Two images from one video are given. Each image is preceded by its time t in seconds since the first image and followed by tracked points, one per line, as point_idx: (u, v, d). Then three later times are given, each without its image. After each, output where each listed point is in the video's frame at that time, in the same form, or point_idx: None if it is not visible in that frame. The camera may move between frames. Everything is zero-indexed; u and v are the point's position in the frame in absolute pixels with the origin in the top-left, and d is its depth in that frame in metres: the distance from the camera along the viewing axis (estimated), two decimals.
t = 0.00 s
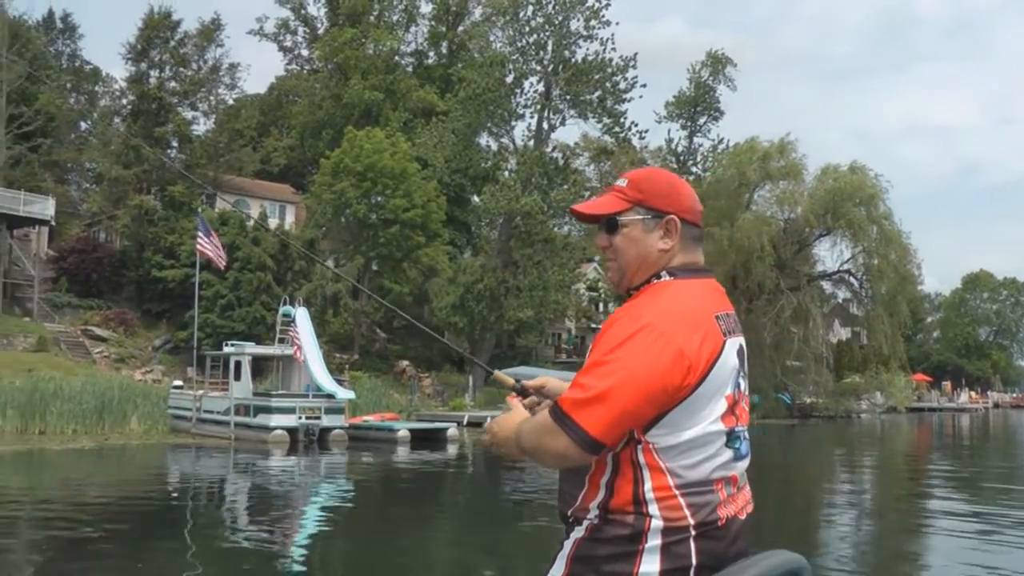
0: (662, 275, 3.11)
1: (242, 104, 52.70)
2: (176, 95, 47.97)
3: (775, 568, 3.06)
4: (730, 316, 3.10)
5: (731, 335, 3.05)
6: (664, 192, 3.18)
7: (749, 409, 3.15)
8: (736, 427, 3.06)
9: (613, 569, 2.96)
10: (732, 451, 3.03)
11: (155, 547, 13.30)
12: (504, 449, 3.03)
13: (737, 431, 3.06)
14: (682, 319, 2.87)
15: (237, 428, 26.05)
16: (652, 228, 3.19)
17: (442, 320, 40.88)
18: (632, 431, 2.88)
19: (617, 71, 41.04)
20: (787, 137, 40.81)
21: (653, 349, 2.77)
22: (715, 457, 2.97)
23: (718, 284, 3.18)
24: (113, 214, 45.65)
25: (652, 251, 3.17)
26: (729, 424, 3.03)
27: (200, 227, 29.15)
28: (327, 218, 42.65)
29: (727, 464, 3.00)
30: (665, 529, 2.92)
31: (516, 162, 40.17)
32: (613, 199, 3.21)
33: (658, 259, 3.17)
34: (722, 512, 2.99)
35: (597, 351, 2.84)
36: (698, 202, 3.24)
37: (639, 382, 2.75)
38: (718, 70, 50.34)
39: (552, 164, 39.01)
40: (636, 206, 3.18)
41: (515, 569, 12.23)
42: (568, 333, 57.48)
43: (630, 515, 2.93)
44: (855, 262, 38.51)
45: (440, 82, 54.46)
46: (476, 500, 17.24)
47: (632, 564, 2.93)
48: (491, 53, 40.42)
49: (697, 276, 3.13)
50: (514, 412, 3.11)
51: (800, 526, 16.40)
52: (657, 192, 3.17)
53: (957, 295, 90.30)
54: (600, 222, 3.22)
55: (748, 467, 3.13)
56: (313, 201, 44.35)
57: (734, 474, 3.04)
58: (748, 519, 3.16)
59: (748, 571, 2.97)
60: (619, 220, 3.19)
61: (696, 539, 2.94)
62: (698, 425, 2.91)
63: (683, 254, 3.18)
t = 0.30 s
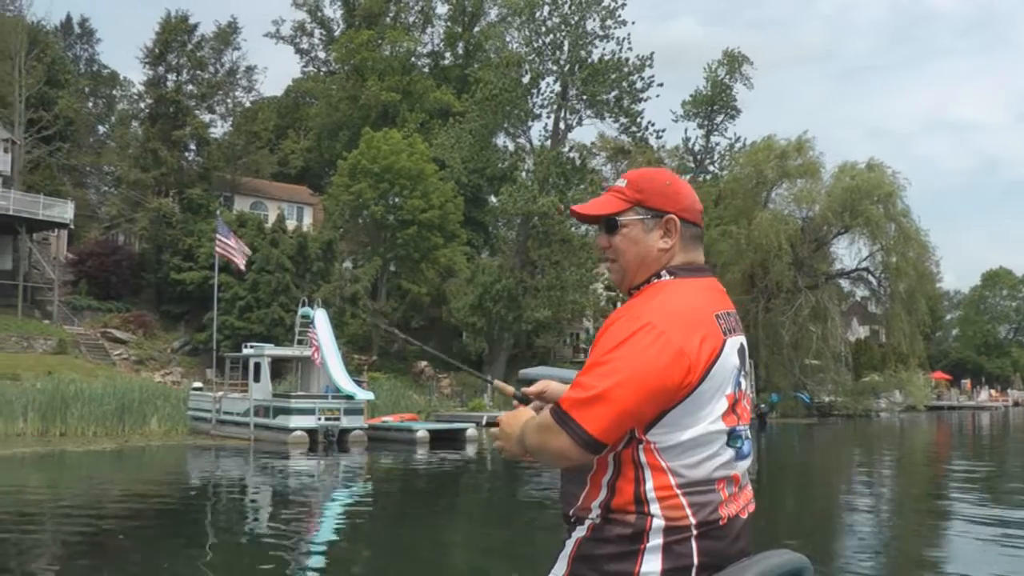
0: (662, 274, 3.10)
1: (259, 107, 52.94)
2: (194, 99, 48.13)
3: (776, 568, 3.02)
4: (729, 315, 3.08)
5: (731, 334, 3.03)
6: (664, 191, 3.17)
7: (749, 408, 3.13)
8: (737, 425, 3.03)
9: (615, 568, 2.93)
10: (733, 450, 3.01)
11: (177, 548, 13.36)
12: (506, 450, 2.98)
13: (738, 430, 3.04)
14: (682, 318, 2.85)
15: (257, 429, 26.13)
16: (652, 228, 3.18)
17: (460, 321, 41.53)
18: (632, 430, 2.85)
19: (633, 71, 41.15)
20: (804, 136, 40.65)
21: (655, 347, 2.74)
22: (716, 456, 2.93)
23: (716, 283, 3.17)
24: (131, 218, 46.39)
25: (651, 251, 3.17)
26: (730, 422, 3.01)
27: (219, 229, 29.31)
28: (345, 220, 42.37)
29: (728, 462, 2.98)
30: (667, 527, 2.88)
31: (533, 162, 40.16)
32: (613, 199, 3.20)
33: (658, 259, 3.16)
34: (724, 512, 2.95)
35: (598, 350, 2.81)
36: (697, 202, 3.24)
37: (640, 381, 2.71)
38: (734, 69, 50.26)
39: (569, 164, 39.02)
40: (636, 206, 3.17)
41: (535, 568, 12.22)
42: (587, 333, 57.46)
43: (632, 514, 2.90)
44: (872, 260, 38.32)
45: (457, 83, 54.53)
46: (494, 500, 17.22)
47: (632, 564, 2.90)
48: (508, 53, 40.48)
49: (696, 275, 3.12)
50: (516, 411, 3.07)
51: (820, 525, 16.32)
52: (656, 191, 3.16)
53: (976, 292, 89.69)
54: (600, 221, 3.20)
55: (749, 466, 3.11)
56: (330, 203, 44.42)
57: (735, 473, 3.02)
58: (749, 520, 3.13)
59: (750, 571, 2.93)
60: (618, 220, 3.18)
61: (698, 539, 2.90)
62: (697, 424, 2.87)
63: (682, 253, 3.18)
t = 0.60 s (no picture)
0: (661, 275, 3.09)
1: (275, 108, 53.19)
2: (210, 101, 48.31)
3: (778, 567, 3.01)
4: (729, 315, 3.07)
5: (731, 334, 3.02)
6: (662, 191, 3.16)
7: (749, 406, 3.12)
8: (737, 425, 3.03)
9: (615, 570, 2.92)
10: (733, 450, 3.00)
11: (195, 548, 13.44)
12: (508, 457, 2.97)
13: (738, 430, 3.03)
14: (683, 319, 2.85)
15: (275, 429, 26.24)
16: (651, 228, 3.17)
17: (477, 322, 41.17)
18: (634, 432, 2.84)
19: (649, 70, 41.17)
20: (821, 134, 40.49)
21: (659, 350, 2.74)
22: (716, 456, 2.93)
23: (715, 283, 3.16)
24: (148, 220, 46.58)
25: (650, 251, 3.15)
26: (730, 423, 3.00)
27: (237, 231, 29.42)
28: (361, 221, 42.53)
29: (728, 463, 2.97)
30: (667, 528, 2.88)
31: (548, 162, 40.15)
32: (610, 200, 3.19)
33: (656, 259, 3.15)
34: (725, 512, 2.95)
35: (602, 354, 2.80)
36: (696, 201, 3.22)
37: (642, 384, 2.70)
38: (750, 67, 50.13)
39: (585, 164, 38.99)
40: (634, 206, 3.15)
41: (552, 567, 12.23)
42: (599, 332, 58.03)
43: (632, 514, 2.90)
44: (889, 258, 38.17)
45: (472, 83, 54.57)
46: (512, 500, 17.22)
47: (633, 564, 2.90)
48: (524, 53, 40.56)
49: (694, 276, 3.12)
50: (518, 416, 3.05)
51: (837, 525, 16.26)
52: (655, 191, 3.14)
53: (995, 290, 89.18)
54: (598, 221, 3.19)
55: (748, 465, 3.10)
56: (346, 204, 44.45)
57: (735, 473, 3.02)
58: (750, 518, 3.12)
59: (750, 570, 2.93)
60: (617, 220, 3.17)
61: (698, 538, 2.90)
62: (700, 424, 2.87)
63: (681, 253, 3.17)
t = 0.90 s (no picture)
0: (661, 277, 3.09)
1: (292, 109, 53.39)
2: (227, 103, 48.48)
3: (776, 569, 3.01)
4: (729, 317, 3.06)
5: (731, 335, 3.02)
6: (661, 192, 3.14)
7: (750, 408, 3.11)
8: (739, 428, 3.02)
9: (616, 572, 2.91)
10: (733, 452, 2.99)
11: (213, 546, 13.51)
12: (509, 462, 2.96)
13: (739, 432, 3.02)
14: (684, 320, 2.84)
15: (292, 429, 26.32)
16: (651, 229, 3.16)
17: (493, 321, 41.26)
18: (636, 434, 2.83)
19: (665, 71, 41.19)
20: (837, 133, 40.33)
21: (661, 354, 2.74)
22: (716, 459, 2.92)
23: (715, 284, 3.15)
24: (165, 221, 46.79)
25: (649, 253, 3.14)
26: (731, 426, 2.99)
27: (254, 231, 29.55)
28: (377, 222, 42.61)
29: (730, 465, 2.97)
30: (669, 530, 2.88)
31: (564, 162, 40.12)
32: (609, 201, 3.17)
33: (657, 261, 3.14)
34: (725, 514, 2.96)
35: (602, 357, 2.79)
36: (696, 201, 3.21)
37: (645, 389, 2.71)
38: (766, 67, 50.03)
39: (601, 164, 38.95)
40: (634, 207, 3.14)
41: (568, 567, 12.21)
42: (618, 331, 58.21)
43: (634, 517, 2.89)
44: (906, 258, 38.00)
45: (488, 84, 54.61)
46: (528, 500, 17.20)
47: (634, 566, 2.89)
48: (539, 54, 40.65)
49: (695, 277, 3.11)
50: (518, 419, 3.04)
51: (855, 525, 16.22)
52: (654, 192, 3.13)
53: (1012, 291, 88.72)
54: (598, 222, 3.17)
55: (749, 466, 3.09)
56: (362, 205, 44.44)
57: (735, 475, 3.01)
58: (751, 520, 3.12)
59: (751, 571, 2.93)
60: (616, 221, 3.15)
61: (699, 541, 2.90)
62: (702, 427, 2.86)
63: (680, 255, 3.16)
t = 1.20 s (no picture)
0: (660, 277, 3.10)
1: (309, 109, 53.50)
2: (244, 103, 48.63)
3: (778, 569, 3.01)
4: (729, 318, 3.07)
5: (730, 336, 3.02)
6: (661, 191, 3.15)
7: (749, 409, 3.12)
8: (737, 429, 3.03)
9: (615, 571, 2.93)
10: (732, 452, 3.00)
11: (230, 545, 13.54)
12: (509, 461, 2.97)
13: (738, 432, 3.03)
14: (683, 321, 2.84)
15: (309, 428, 26.41)
16: (650, 230, 3.16)
17: (510, 321, 41.27)
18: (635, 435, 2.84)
19: (683, 71, 41.17)
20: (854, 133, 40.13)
21: (659, 354, 2.74)
22: (714, 459, 2.93)
23: (714, 285, 3.15)
24: (183, 220, 46.98)
25: (649, 253, 3.15)
26: (730, 427, 3.00)
27: (273, 231, 29.67)
28: (394, 222, 42.66)
29: (728, 465, 2.98)
30: (667, 531, 2.89)
31: (580, 162, 40.06)
32: (609, 202, 3.18)
33: (656, 262, 3.15)
34: (725, 514, 2.96)
35: (599, 357, 2.80)
36: (696, 202, 3.21)
37: (643, 389, 2.71)
38: (783, 67, 49.89)
39: (618, 164, 38.89)
40: (633, 208, 3.15)
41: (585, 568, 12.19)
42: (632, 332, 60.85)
43: (632, 518, 2.90)
44: (924, 259, 37.81)
45: (505, 84, 54.61)
46: (545, 501, 17.19)
47: (633, 567, 2.90)
48: (557, 54, 40.69)
49: (695, 278, 3.11)
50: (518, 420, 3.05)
51: (871, 527, 16.13)
52: (654, 193, 3.14)
53: None
54: (598, 223, 3.18)
55: (748, 467, 3.10)
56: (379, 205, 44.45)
57: (735, 476, 3.02)
58: (750, 521, 3.13)
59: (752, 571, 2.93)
60: (616, 222, 3.15)
61: (698, 541, 2.91)
62: (701, 428, 2.87)
63: (680, 256, 3.17)
